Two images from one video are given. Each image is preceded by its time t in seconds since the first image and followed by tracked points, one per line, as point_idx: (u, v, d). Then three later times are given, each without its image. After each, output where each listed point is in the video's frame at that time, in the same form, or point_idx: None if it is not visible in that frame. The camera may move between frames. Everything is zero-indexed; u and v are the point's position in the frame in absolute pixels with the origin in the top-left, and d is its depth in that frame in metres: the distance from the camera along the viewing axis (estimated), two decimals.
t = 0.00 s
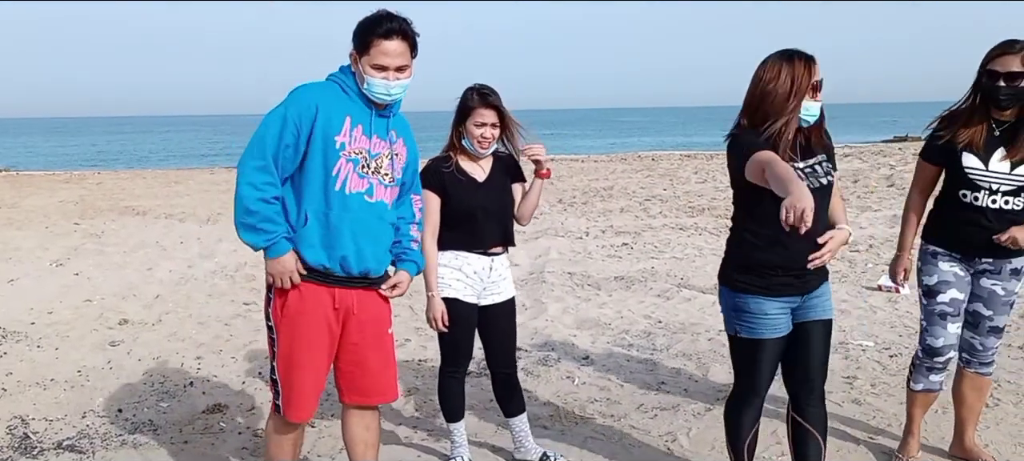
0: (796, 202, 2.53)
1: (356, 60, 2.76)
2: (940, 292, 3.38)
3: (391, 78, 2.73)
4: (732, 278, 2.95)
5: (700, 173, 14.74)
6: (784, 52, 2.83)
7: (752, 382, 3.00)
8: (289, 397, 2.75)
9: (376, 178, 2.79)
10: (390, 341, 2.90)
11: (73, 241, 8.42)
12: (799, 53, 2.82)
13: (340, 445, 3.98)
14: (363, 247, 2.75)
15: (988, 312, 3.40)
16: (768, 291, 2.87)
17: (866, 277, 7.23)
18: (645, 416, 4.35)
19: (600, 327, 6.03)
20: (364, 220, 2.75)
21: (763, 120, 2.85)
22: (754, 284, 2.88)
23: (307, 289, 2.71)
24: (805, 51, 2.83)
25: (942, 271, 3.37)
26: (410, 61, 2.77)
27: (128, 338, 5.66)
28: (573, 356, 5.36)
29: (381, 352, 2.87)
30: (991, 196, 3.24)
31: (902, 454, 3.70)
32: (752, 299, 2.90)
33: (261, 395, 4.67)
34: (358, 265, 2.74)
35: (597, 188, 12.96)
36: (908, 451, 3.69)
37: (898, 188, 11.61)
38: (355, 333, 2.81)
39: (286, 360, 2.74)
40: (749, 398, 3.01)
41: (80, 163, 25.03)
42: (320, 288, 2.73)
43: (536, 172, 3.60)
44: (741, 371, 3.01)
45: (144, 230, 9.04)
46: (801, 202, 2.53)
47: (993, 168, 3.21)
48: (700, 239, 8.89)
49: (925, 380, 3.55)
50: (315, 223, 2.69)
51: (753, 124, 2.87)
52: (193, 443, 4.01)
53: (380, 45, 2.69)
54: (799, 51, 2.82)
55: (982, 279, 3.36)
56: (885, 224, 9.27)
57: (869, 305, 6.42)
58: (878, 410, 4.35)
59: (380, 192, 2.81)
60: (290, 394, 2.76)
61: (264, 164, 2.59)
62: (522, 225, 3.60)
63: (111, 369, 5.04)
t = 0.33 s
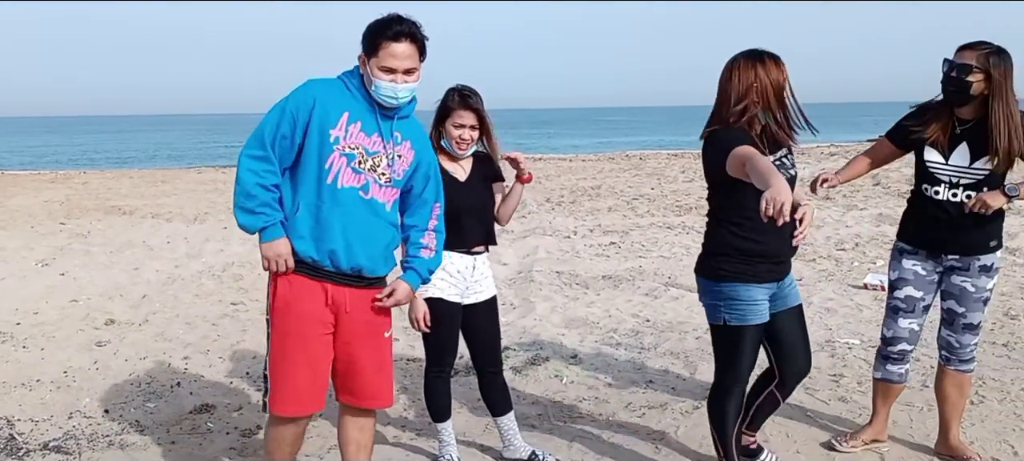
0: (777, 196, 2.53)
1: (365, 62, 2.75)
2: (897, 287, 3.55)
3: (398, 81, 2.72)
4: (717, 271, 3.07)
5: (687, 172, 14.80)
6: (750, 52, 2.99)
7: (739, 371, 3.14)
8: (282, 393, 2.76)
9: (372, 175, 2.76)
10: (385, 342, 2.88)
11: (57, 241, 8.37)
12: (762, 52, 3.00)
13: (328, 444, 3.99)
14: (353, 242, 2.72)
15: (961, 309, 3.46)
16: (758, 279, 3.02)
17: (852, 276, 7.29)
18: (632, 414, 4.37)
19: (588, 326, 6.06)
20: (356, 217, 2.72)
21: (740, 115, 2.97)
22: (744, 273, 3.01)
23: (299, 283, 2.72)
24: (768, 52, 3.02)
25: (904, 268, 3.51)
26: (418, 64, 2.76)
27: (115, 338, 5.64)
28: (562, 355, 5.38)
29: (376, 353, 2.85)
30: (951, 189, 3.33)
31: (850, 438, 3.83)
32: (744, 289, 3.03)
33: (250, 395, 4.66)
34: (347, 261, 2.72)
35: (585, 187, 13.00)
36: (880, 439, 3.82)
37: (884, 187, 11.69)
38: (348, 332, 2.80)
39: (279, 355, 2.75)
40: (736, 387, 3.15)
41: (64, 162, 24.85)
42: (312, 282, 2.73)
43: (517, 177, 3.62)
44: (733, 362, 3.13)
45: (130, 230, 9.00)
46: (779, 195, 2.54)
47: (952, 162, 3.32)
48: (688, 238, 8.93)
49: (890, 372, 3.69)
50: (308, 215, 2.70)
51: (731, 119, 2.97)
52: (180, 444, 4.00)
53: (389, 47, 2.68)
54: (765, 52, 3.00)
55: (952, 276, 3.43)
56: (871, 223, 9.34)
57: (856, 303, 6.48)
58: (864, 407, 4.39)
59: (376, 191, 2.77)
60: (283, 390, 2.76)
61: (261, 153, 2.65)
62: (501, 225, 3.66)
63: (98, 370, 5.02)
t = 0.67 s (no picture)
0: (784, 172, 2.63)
1: (348, 56, 2.74)
2: (869, 285, 3.59)
3: (381, 74, 2.70)
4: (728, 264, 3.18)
5: (682, 171, 14.84)
6: (739, 58, 3.12)
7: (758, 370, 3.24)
8: (284, 393, 2.76)
9: (362, 166, 2.73)
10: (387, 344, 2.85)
11: (51, 241, 8.33)
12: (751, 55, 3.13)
13: (323, 445, 3.99)
14: (346, 235, 2.69)
15: (932, 306, 3.49)
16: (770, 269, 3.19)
17: (846, 274, 7.32)
18: (627, 413, 4.38)
19: (583, 325, 6.07)
20: (347, 209, 2.70)
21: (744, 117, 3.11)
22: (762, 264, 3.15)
23: (297, 283, 2.72)
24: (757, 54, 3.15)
25: (872, 265, 3.56)
26: (401, 57, 2.75)
27: (110, 338, 5.63)
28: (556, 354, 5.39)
29: (376, 355, 2.82)
30: (909, 184, 3.39)
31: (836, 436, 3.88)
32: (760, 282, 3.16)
33: (245, 395, 4.65)
34: (340, 253, 2.69)
35: (580, 186, 13.02)
36: (873, 439, 3.83)
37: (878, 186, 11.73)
38: (348, 333, 2.78)
39: (281, 355, 2.76)
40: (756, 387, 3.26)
41: (57, 162, 24.76)
42: (313, 281, 2.73)
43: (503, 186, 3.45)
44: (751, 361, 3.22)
45: (124, 229, 8.97)
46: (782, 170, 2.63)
47: (907, 159, 3.36)
48: (682, 237, 8.95)
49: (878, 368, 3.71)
50: (300, 214, 2.71)
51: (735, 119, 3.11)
52: (175, 443, 4.00)
53: (370, 40, 2.67)
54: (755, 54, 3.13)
55: (920, 274, 3.47)
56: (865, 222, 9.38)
57: (849, 302, 6.50)
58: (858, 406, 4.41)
59: (368, 181, 2.73)
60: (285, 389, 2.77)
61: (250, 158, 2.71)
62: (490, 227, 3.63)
63: (92, 370, 5.01)
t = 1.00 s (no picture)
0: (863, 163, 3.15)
1: (324, 50, 2.72)
2: (838, 284, 3.65)
3: (358, 68, 2.69)
4: (730, 259, 3.31)
5: (682, 170, 14.84)
6: (750, 58, 3.21)
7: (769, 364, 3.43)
8: (286, 395, 2.77)
9: (349, 164, 2.70)
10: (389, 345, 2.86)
11: (50, 241, 8.32)
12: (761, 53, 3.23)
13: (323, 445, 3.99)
14: (341, 235, 2.68)
15: (892, 306, 3.49)
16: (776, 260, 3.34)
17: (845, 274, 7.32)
18: (627, 413, 4.38)
19: (582, 325, 6.07)
20: (339, 209, 2.68)
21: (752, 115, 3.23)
22: (763, 258, 3.29)
23: (297, 285, 2.73)
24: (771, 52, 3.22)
25: (838, 264, 3.61)
26: (378, 51, 2.74)
27: (109, 337, 5.62)
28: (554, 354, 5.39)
29: (376, 355, 2.82)
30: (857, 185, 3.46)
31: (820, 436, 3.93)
32: (766, 276, 3.29)
33: (244, 395, 4.65)
34: (336, 253, 2.68)
35: (579, 186, 13.02)
36: (872, 438, 3.84)
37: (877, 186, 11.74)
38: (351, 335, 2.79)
39: (282, 356, 2.77)
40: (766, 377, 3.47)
41: (57, 161, 24.73)
42: (313, 284, 2.73)
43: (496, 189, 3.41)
44: (761, 359, 3.39)
45: (123, 229, 8.95)
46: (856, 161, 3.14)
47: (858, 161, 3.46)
48: (681, 237, 8.95)
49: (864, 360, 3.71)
50: (293, 219, 2.71)
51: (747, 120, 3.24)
52: (174, 443, 4.00)
53: (346, 34, 2.65)
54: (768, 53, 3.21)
55: (879, 274, 3.49)
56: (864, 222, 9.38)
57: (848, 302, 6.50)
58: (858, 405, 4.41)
59: (357, 178, 2.71)
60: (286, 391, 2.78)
61: (236, 177, 2.76)
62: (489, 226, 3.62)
63: (92, 369, 5.00)
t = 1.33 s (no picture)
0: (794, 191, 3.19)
1: (294, 49, 2.70)
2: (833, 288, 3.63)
3: (330, 66, 2.67)
4: (719, 251, 3.40)
5: (684, 171, 14.85)
6: (741, 62, 3.36)
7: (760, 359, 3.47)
8: (297, 395, 2.79)
9: (341, 168, 2.70)
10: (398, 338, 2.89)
11: (53, 241, 8.33)
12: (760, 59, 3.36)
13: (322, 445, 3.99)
14: (342, 241, 2.70)
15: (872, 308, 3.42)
16: (771, 256, 3.38)
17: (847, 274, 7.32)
18: (629, 413, 4.38)
19: (584, 325, 6.07)
20: (337, 216, 2.70)
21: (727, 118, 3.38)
22: (752, 251, 3.35)
23: (303, 288, 2.75)
24: (760, 56, 3.34)
25: (830, 268, 3.60)
26: (350, 49, 2.73)
27: (112, 337, 5.63)
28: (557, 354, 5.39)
29: (387, 350, 2.85)
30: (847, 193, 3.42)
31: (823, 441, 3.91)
32: (755, 270, 3.35)
33: (246, 394, 4.65)
34: (341, 260, 2.71)
35: (580, 186, 13.04)
36: (875, 439, 3.82)
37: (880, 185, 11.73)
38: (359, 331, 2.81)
39: (290, 358, 2.78)
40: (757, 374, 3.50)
41: (60, 161, 24.74)
42: (319, 286, 2.75)
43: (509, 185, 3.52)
44: (753, 353, 3.43)
45: (126, 229, 8.97)
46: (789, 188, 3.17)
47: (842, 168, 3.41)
48: (684, 237, 8.95)
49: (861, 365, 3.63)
50: (291, 233, 2.70)
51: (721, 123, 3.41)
52: (177, 443, 4.00)
53: (318, 32, 2.65)
54: (753, 57, 3.35)
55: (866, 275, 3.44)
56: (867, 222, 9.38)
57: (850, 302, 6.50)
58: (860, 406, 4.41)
59: (351, 181, 2.72)
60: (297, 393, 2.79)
61: (223, 199, 2.71)
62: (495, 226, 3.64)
63: (94, 369, 5.01)
